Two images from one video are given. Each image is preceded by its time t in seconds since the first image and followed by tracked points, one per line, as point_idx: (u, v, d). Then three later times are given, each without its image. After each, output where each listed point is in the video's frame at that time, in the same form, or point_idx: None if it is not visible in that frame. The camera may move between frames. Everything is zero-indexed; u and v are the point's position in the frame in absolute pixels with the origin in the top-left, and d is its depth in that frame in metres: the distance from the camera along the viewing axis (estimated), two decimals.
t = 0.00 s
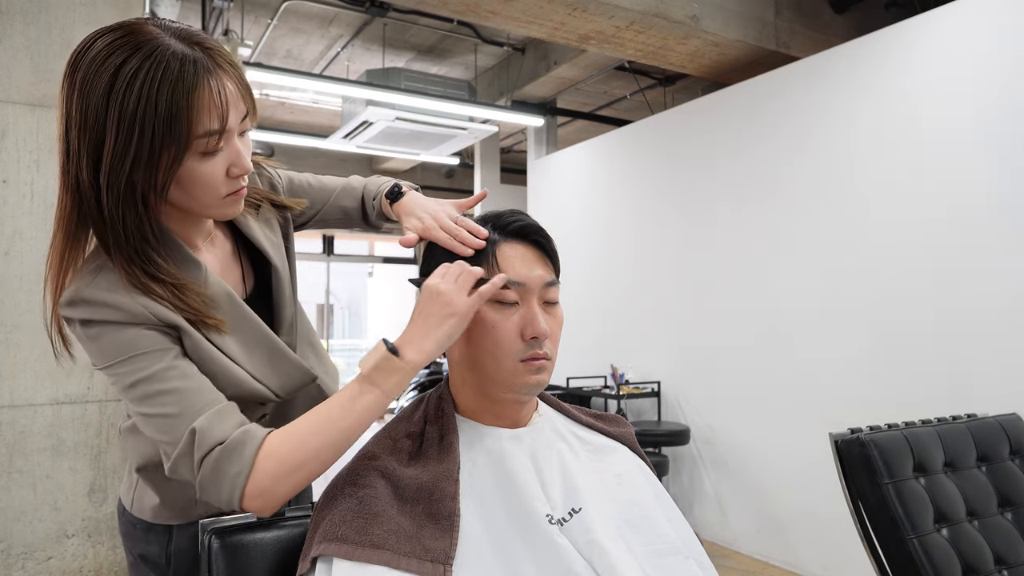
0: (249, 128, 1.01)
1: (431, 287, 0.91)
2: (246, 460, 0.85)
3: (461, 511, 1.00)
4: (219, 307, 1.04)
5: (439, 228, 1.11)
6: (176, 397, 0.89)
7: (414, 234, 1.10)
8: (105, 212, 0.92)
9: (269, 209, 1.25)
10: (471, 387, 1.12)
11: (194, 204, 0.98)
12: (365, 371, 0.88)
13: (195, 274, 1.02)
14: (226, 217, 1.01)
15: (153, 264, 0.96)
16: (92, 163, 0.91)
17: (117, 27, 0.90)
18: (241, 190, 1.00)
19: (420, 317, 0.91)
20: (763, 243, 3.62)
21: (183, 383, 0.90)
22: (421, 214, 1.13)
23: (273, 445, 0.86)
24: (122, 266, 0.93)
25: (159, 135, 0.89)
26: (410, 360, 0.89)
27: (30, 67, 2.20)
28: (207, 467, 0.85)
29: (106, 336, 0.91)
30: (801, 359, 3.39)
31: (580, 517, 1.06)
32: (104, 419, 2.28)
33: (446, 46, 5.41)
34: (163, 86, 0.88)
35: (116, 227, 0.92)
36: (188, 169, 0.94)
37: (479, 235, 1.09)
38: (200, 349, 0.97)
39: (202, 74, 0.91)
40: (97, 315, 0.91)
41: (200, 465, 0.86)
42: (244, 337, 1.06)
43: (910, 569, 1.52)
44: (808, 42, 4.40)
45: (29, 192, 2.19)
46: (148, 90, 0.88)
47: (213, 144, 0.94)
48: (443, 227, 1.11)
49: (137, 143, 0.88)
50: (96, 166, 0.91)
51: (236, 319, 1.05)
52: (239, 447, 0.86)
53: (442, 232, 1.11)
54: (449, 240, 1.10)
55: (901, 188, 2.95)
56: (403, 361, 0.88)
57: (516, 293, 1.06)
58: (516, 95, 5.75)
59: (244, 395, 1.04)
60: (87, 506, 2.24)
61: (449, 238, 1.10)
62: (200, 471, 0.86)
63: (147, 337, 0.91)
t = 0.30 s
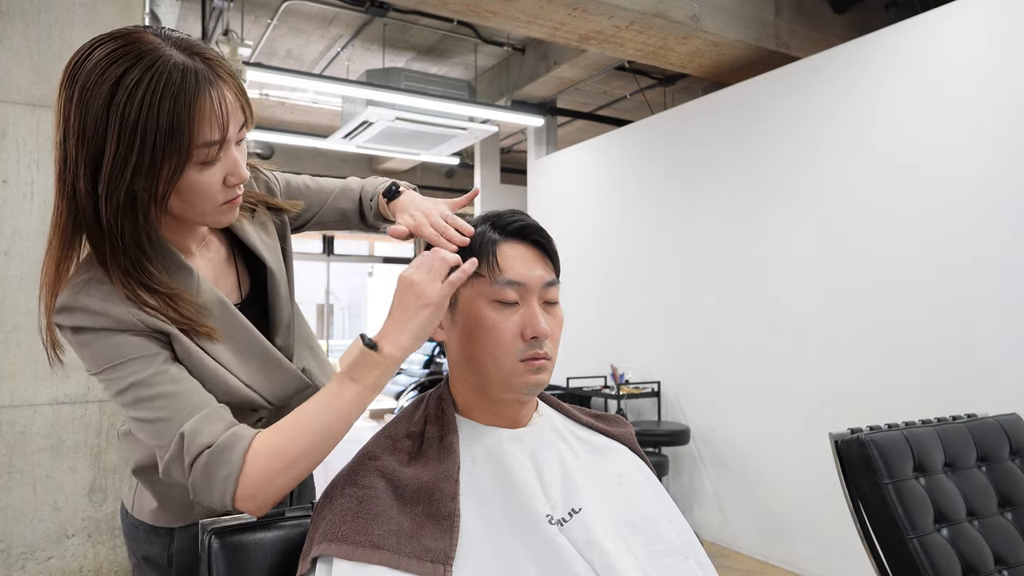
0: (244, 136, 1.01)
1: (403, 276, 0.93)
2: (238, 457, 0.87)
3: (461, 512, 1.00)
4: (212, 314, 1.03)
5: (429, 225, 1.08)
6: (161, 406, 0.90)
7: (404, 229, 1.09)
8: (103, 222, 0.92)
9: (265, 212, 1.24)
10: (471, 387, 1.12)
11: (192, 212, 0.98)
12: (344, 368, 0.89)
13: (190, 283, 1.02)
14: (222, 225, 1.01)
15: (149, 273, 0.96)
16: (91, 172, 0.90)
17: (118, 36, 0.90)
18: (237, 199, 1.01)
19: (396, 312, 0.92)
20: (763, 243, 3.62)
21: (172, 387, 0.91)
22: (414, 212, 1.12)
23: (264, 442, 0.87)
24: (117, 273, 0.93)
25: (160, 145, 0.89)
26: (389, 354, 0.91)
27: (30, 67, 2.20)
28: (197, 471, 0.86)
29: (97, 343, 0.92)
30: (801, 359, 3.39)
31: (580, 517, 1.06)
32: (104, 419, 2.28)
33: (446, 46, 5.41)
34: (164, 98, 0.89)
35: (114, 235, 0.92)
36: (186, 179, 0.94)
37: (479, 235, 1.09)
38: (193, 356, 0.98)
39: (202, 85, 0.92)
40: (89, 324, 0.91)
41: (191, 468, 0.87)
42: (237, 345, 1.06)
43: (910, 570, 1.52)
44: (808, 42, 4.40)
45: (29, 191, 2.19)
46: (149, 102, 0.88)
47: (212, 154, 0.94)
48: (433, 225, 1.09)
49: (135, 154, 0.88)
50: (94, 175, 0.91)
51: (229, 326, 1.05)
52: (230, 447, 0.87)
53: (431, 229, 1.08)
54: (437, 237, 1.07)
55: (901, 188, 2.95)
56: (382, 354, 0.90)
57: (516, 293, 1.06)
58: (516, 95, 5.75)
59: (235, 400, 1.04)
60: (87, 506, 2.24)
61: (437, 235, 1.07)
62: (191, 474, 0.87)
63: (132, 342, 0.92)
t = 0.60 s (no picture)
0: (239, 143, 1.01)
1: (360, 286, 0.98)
2: (212, 467, 0.87)
3: (461, 512, 1.00)
4: (207, 319, 1.04)
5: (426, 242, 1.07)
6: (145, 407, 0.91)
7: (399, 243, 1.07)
8: (100, 226, 0.92)
9: (265, 217, 1.24)
10: (471, 387, 1.12)
11: (188, 219, 0.98)
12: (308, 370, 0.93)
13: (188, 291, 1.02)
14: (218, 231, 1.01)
15: (145, 277, 0.97)
16: (90, 177, 0.91)
17: (117, 47, 0.91)
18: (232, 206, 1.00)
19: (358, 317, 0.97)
20: (763, 243, 3.62)
21: (160, 394, 0.91)
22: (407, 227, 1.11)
23: (237, 449, 0.88)
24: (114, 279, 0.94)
25: (156, 152, 0.89)
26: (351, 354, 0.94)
27: (30, 67, 2.20)
28: (174, 476, 0.87)
29: (95, 346, 0.94)
30: (801, 359, 3.39)
31: (580, 518, 1.06)
32: (104, 419, 2.28)
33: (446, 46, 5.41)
34: (161, 107, 0.89)
35: (111, 240, 0.92)
36: (181, 186, 0.93)
37: (479, 235, 1.09)
38: (184, 362, 0.98)
39: (198, 94, 0.92)
40: (88, 328, 0.93)
41: (168, 473, 0.88)
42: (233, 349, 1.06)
43: (910, 570, 1.52)
44: (808, 42, 4.40)
45: (29, 191, 2.19)
46: (145, 111, 0.88)
47: (207, 161, 0.94)
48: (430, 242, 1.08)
49: (130, 161, 0.89)
50: (93, 181, 0.91)
51: (226, 331, 1.06)
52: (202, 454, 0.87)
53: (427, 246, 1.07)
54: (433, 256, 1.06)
55: (901, 188, 2.95)
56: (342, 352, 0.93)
57: (516, 293, 1.06)
58: (516, 95, 5.75)
59: (231, 404, 1.04)
60: (87, 505, 2.24)
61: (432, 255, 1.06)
62: (169, 479, 0.88)
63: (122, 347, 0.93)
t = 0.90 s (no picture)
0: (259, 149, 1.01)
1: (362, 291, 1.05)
2: (195, 443, 0.89)
3: (461, 512, 1.00)
4: (221, 314, 1.04)
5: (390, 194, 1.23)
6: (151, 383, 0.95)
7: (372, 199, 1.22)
8: (123, 215, 0.92)
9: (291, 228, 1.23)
10: (470, 387, 1.12)
11: (207, 215, 0.97)
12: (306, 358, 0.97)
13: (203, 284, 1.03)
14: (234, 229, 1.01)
15: (165, 270, 0.97)
16: (116, 170, 0.91)
17: (151, 58, 0.93)
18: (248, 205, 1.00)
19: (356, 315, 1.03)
20: (763, 243, 3.62)
21: (162, 372, 0.95)
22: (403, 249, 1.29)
23: (221, 432, 0.90)
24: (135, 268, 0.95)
25: (176, 147, 0.90)
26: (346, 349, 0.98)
27: (30, 67, 2.20)
28: (161, 447, 0.91)
29: (115, 328, 0.97)
30: (801, 359, 3.39)
31: (580, 518, 1.06)
32: (104, 419, 2.28)
33: (446, 46, 5.41)
34: (184, 106, 0.90)
35: (132, 230, 0.93)
36: (198, 180, 0.93)
37: (480, 235, 1.09)
38: (192, 351, 1.00)
39: (221, 96, 0.93)
40: (108, 313, 0.96)
41: (158, 443, 0.92)
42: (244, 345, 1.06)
43: (910, 570, 1.52)
44: (808, 42, 4.40)
45: (28, 191, 2.18)
46: (171, 110, 0.89)
47: (225, 159, 0.94)
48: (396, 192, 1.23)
49: (151, 154, 0.89)
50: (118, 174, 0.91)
51: (238, 325, 1.06)
52: (189, 430, 0.90)
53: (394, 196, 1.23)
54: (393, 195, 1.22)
55: (901, 189, 2.95)
56: (337, 343, 0.98)
57: (517, 293, 1.06)
58: (516, 95, 5.75)
59: (235, 395, 1.05)
60: (87, 505, 2.24)
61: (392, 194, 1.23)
62: (159, 448, 0.92)
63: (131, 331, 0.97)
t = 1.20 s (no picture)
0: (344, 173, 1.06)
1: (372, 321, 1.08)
2: (212, 427, 0.96)
3: (461, 512, 1.00)
4: (295, 317, 1.00)
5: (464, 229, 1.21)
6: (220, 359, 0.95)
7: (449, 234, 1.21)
8: (217, 220, 0.96)
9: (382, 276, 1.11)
10: (470, 387, 1.12)
11: (290, 228, 1.00)
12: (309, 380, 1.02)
13: (283, 288, 0.99)
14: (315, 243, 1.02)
15: (253, 276, 0.97)
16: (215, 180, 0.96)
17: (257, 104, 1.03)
18: (329, 221, 1.03)
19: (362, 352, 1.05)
20: (763, 243, 3.62)
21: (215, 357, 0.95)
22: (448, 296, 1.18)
23: (229, 428, 0.96)
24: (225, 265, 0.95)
25: (262, 162, 0.97)
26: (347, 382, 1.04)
27: (31, 67, 2.20)
28: (191, 419, 0.98)
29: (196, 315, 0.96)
30: (801, 359, 3.39)
31: (580, 518, 1.06)
32: (104, 420, 2.28)
33: (446, 46, 5.41)
34: (272, 134, 0.97)
35: (225, 232, 0.96)
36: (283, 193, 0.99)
37: (480, 235, 1.09)
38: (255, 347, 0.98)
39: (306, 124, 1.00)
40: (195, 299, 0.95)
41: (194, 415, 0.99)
42: (310, 347, 1.02)
43: (910, 570, 1.52)
44: (808, 42, 4.40)
45: (28, 191, 2.18)
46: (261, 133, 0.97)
47: (305, 177, 1.00)
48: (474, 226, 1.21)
49: (246, 172, 0.96)
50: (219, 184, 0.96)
51: (308, 329, 1.02)
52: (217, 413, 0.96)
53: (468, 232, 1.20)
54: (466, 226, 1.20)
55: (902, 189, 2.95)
56: (340, 374, 1.03)
57: (517, 293, 1.06)
58: (517, 95, 5.75)
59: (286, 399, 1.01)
60: (87, 505, 2.23)
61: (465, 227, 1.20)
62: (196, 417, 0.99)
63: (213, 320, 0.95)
